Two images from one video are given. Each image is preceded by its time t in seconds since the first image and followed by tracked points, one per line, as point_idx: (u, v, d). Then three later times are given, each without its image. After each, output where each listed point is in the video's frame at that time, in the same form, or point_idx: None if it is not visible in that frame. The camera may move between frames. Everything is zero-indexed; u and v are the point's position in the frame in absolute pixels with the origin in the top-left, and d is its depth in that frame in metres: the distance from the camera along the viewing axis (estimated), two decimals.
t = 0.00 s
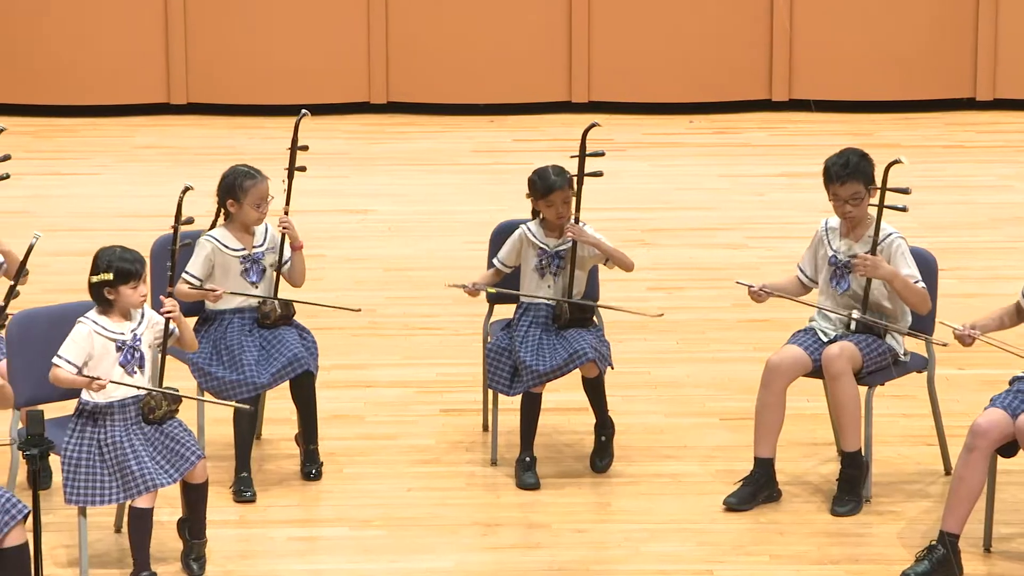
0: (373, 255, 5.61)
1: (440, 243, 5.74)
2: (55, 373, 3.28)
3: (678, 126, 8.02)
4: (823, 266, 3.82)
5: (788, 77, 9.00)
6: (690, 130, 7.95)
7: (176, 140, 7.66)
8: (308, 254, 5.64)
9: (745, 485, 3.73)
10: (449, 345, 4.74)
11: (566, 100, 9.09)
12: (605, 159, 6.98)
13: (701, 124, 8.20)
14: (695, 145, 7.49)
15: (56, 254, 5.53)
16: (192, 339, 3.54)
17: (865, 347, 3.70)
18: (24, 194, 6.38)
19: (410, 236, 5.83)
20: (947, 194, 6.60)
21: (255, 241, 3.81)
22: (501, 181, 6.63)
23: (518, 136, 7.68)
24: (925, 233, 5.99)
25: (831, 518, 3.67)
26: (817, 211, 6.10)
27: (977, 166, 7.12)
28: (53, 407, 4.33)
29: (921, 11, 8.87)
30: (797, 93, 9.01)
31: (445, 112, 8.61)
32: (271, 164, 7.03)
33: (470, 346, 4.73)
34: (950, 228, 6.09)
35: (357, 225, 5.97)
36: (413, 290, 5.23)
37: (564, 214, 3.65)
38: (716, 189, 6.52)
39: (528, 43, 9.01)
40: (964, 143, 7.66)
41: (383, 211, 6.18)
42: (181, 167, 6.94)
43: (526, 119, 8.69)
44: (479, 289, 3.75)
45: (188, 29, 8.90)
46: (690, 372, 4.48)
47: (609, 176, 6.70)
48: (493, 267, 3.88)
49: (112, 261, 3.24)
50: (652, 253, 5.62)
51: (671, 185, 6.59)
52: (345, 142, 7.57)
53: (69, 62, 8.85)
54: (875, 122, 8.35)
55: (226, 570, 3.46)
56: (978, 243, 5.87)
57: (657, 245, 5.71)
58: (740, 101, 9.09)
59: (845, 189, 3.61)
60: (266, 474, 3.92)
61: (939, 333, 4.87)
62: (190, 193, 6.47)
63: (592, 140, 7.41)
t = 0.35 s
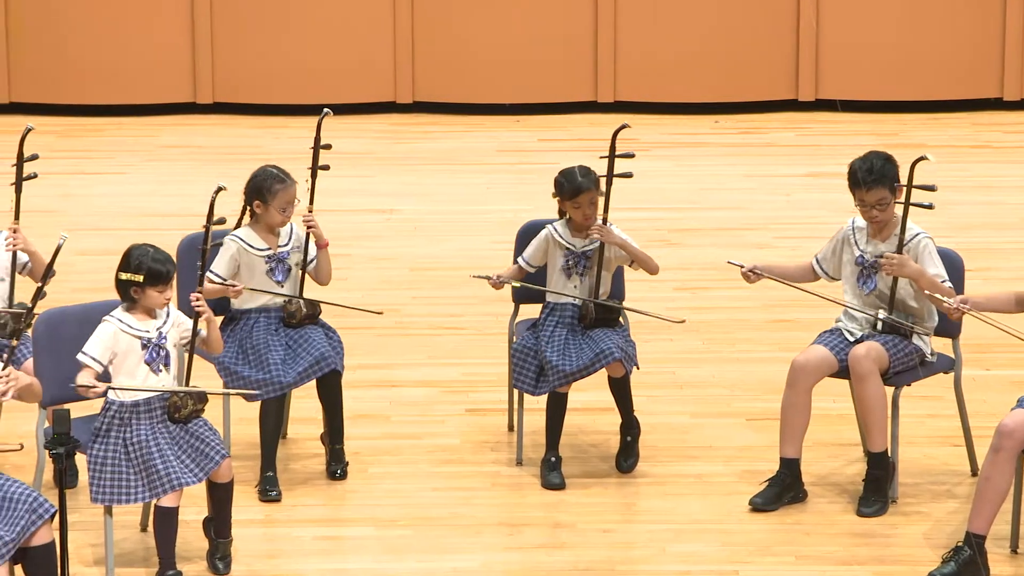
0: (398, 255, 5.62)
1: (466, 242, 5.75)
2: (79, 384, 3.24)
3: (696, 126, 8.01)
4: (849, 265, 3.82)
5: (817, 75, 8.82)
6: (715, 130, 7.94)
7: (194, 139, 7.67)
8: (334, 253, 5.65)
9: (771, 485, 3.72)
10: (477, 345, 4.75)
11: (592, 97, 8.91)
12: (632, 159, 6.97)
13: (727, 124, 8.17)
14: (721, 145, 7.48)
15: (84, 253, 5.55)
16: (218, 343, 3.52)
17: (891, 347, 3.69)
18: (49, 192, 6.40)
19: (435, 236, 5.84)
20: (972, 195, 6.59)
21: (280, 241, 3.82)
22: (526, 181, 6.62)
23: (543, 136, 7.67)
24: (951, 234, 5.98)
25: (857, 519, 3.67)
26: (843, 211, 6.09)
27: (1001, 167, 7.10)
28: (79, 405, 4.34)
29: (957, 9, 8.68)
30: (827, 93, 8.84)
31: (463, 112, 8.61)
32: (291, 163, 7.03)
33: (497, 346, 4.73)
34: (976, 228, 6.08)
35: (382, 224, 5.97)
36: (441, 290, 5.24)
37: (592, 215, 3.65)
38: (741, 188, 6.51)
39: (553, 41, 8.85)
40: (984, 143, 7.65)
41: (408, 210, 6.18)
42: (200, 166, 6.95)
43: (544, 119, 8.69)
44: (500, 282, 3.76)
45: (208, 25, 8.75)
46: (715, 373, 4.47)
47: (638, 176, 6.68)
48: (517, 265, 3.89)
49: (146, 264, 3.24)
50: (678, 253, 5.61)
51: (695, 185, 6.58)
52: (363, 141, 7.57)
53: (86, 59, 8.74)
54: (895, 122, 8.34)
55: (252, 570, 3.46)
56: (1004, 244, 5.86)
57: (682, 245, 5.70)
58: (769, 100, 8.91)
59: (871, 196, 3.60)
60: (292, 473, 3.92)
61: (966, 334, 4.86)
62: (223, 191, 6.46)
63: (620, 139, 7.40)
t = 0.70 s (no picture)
0: (426, 254, 5.62)
1: (493, 242, 5.75)
2: (127, 379, 3.32)
3: (716, 126, 8.01)
4: (876, 265, 3.80)
5: (841, 74, 8.74)
6: (743, 130, 7.93)
7: (213, 139, 7.67)
8: (361, 252, 5.65)
9: (798, 486, 3.72)
10: (507, 344, 4.75)
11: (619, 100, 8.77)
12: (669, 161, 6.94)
13: (755, 125, 8.15)
14: (751, 145, 7.47)
15: (114, 251, 5.57)
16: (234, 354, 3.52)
17: (920, 347, 3.67)
18: (77, 192, 6.42)
19: (462, 235, 5.84)
20: (999, 196, 6.58)
21: (308, 242, 3.80)
22: (551, 181, 6.62)
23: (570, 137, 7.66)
24: (980, 234, 5.97)
25: (885, 519, 3.66)
26: (870, 212, 6.08)
27: None
28: (107, 405, 4.35)
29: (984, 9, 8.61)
30: (855, 93, 8.76)
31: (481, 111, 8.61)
32: (312, 163, 7.04)
33: (524, 345, 4.73)
34: (1005, 229, 6.07)
35: (409, 224, 5.97)
36: (470, 290, 5.24)
37: (621, 224, 3.68)
38: (767, 188, 6.50)
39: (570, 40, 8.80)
40: (1007, 143, 7.63)
41: (436, 210, 6.18)
42: (220, 166, 6.96)
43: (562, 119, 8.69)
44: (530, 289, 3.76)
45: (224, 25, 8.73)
46: (742, 373, 4.47)
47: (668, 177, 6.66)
48: (549, 268, 3.88)
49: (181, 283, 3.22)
50: (706, 253, 5.61)
51: (721, 185, 6.58)
52: (383, 141, 7.58)
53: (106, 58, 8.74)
54: (916, 122, 8.32)
55: (279, 569, 3.46)
56: None
57: (710, 245, 5.70)
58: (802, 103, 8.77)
59: (899, 195, 3.58)
60: (319, 472, 3.92)
61: (996, 335, 4.84)
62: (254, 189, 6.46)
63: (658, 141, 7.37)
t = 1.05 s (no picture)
0: (455, 254, 5.63)
1: (522, 242, 5.76)
2: (149, 376, 3.32)
3: (737, 125, 8.01)
4: (904, 264, 3.78)
5: (861, 73, 8.73)
6: (774, 130, 7.93)
7: (233, 138, 7.68)
8: (391, 252, 5.66)
9: (826, 486, 3.71)
10: (540, 344, 4.76)
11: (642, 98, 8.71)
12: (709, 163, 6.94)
13: (783, 125, 8.15)
14: (779, 144, 7.47)
15: (147, 249, 5.58)
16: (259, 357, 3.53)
17: (949, 347, 3.66)
18: (110, 191, 6.43)
19: (491, 235, 5.85)
20: None
21: (337, 241, 3.80)
22: (579, 180, 6.62)
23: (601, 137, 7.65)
24: (1011, 235, 5.96)
25: (914, 520, 3.66)
26: (899, 212, 6.07)
27: None
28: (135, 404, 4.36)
29: (1007, 7, 8.59)
30: (875, 92, 8.75)
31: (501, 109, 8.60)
32: (335, 162, 7.05)
33: (555, 345, 4.74)
34: None
35: (437, 224, 5.98)
36: (501, 289, 5.25)
37: (651, 221, 3.67)
38: (795, 188, 6.50)
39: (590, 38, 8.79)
40: None
41: (466, 209, 6.19)
42: (242, 165, 6.97)
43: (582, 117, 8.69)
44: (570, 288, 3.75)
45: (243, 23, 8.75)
46: (771, 373, 4.47)
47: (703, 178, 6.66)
48: (575, 265, 3.88)
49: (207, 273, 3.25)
50: (734, 253, 5.61)
51: (749, 185, 6.57)
52: (404, 140, 7.58)
53: (127, 55, 8.74)
54: (938, 121, 8.30)
55: (308, 569, 3.47)
56: None
57: (738, 245, 5.70)
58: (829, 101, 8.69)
59: (929, 190, 3.57)
60: (347, 471, 3.93)
61: None
62: (273, 187, 6.49)
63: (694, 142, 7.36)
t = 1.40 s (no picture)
0: (482, 254, 5.63)
1: (547, 241, 5.76)
2: (172, 377, 3.32)
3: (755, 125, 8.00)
4: (932, 266, 3.77)
5: (878, 74, 8.72)
6: (800, 130, 7.92)
7: (250, 138, 7.69)
8: (417, 251, 5.66)
9: (853, 486, 3.71)
10: (569, 344, 4.76)
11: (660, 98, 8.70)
12: (734, 163, 6.94)
13: (810, 125, 8.14)
14: (802, 145, 7.47)
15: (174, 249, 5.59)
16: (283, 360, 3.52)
17: (977, 347, 3.63)
18: (139, 191, 6.43)
19: (516, 235, 5.85)
20: None
21: (365, 242, 3.79)
22: (606, 180, 6.61)
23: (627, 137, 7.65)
24: None
25: (941, 521, 3.65)
26: (927, 211, 6.06)
27: None
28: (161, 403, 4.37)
29: None
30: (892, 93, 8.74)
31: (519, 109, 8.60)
32: (355, 162, 7.05)
33: (583, 345, 4.74)
34: None
35: (461, 224, 5.98)
36: (531, 289, 5.25)
37: (677, 227, 3.69)
38: (820, 189, 6.49)
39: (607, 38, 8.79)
40: None
41: (491, 209, 6.19)
42: (262, 165, 6.98)
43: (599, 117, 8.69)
44: (603, 291, 3.70)
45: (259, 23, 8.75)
46: (797, 373, 4.47)
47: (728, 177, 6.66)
48: (607, 268, 3.88)
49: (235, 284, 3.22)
50: (760, 253, 5.61)
51: (775, 185, 6.57)
52: (423, 140, 7.59)
53: (143, 55, 8.74)
54: (957, 121, 8.29)
55: (335, 568, 3.47)
56: None
57: (763, 245, 5.70)
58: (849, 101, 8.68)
59: (958, 201, 3.56)
60: (373, 471, 3.93)
61: None
62: (296, 185, 6.50)
63: (718, 143, 7.37)
